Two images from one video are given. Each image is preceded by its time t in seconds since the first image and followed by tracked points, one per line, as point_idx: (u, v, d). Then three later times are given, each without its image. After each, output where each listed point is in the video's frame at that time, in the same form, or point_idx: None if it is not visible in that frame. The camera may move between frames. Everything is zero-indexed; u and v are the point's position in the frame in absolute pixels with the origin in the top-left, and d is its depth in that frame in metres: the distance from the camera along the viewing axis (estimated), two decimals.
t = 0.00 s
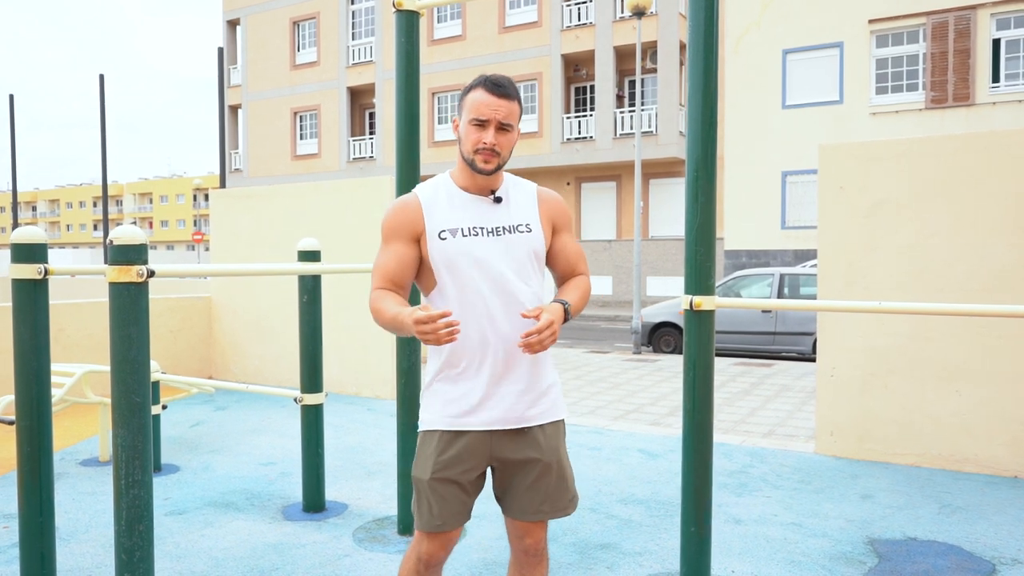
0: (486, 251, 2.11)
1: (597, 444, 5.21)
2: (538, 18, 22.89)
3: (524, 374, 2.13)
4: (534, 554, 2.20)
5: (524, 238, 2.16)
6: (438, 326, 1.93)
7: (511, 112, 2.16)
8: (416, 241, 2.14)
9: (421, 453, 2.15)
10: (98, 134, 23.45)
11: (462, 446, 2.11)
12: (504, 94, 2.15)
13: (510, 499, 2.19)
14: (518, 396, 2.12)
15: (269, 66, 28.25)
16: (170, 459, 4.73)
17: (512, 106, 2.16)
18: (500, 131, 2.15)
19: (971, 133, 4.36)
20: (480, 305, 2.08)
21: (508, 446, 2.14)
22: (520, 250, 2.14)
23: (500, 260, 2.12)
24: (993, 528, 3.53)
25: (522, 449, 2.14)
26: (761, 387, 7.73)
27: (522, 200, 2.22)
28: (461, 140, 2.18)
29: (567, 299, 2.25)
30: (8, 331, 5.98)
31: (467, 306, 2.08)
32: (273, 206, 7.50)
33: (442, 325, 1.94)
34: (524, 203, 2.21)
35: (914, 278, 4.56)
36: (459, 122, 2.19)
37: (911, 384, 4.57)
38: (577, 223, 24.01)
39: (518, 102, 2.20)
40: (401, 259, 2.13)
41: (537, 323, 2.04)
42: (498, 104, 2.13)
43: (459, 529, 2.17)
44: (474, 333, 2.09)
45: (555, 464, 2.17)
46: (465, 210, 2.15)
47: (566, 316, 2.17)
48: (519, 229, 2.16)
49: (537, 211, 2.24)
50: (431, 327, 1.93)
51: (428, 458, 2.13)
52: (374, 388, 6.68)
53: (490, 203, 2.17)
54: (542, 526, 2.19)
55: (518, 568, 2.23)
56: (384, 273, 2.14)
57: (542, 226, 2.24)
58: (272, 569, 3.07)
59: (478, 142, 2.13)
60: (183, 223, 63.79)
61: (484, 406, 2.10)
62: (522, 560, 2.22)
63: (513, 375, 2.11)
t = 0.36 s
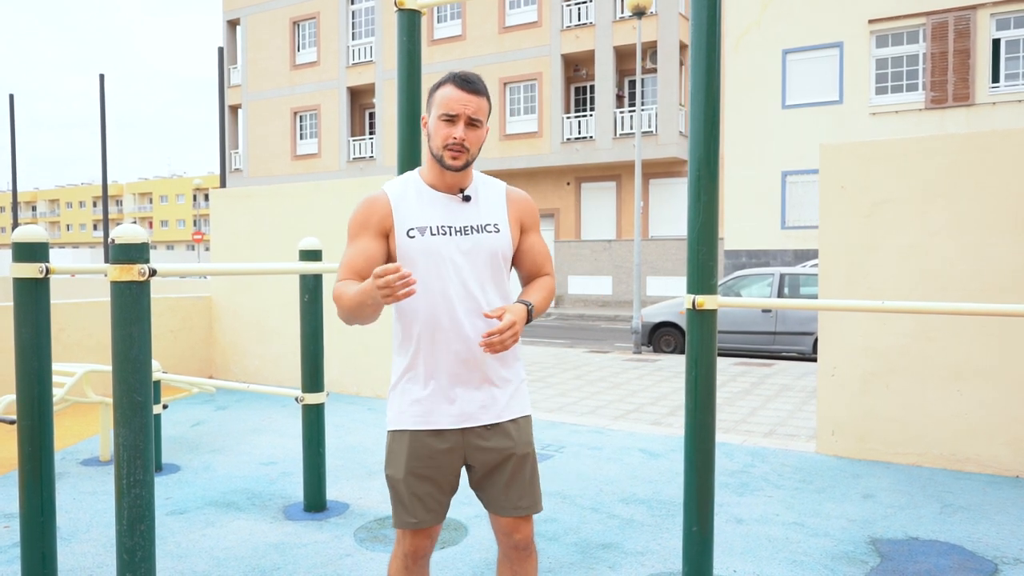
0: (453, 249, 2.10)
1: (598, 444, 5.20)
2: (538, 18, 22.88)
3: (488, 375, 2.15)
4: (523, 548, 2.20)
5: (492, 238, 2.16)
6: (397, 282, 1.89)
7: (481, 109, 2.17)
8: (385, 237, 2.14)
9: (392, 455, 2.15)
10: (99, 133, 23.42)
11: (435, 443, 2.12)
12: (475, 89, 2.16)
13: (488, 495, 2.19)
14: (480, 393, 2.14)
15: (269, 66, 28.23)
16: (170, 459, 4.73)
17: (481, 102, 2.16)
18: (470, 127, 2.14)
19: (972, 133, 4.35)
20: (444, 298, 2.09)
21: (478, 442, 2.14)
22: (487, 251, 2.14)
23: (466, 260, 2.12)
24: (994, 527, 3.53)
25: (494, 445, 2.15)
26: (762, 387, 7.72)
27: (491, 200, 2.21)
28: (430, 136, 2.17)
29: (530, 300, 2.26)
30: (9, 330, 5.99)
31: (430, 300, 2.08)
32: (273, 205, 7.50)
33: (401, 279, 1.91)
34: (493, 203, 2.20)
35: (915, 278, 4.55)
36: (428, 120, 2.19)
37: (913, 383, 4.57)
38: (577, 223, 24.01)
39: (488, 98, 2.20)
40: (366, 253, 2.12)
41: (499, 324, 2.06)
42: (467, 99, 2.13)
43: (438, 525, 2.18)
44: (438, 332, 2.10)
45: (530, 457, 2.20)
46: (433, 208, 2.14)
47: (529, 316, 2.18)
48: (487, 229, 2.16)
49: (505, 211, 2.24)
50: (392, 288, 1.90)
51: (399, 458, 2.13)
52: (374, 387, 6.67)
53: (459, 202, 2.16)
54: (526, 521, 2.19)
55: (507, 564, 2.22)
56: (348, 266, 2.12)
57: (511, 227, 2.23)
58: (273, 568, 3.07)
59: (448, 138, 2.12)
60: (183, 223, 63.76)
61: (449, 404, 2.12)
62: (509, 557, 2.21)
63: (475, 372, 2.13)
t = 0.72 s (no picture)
0: (484, 250, 2.11)
1: (598, 443, 5.20)
2: (538, 18, 22.87)
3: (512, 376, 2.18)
4: (525, 539, 2.23)
5: (519, 241, 2.19)
6: (449, 325, 1.90)
7: (513, 109, 2.16)
8: (417, 234, 2.09)
9: (406, 449, 2.15)
10: (99, 133, 23.43)
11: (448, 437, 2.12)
12: (509, 90, 2.15)
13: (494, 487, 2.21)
14: (498, 394, 2.16)
15: (269, 66, 28.23)
16: (171, 458, 4.72)
17: (515, 101, 2.16)
18: (503, 126, 2.15)
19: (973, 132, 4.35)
20: (474, 300, 2.10)
21: (490, 436, 2.16)
22: (514, 253, 2.17)
23: (495, 261, 2.13)
24: (995, 527, 3.53)
25: (504, 439, 2.17)
26: (762, 387, 7.72)
27: (517, 201, 2.24)
28: (462, 134, 2.16)
29: (547, 300, 2.31)
30: (9, 330, 5.99)
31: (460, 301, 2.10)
32: (273, 205, 7.49)
33: (448, 317, 1.91)
34: (518, 205, 2.23)
35: (916, 277, 4.55)
36: (460, 117, 2.17)
37: (913, 383, 4.56)
38: (576, 223, 24.02)
39: (519, 98, 2.20)
40: (397, 251, 2.07)
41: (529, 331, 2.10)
42: (502, 99, 2.13)
43: (445, 518, 2.18)
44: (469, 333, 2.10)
45: (537, 451, 2.23)
46: (465, 207, 2.13)
47: (551, 318, 2.24)
48: (515, 232, 2.19)
49: (528, 212, 2.27)
50: (442, 324, 1.90)
51: (412, 454, 2.14)
52: (375, 387, 6.67)
53: (488, 202, 2.17)
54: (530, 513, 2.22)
55: (508, 557, 2.23)
56: (377, 262, 2.07)
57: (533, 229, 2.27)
58: (275, 567, 3.07)
59: (482, 138, 2.12)
60: (182, 223, 63.76)
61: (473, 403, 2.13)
62: (509, 549, 2.23)
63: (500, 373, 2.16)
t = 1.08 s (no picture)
0: (501, 252, 2.13)
1: (598, 443, 5.20)
2: (538, 18, 22.87)
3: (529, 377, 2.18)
4: (535, 539, 2.26)
5: (538, 243, 2.19)
6: (455, 314, 1.93)
7: (538, 118, 2.15)
8: (435, 236, 2.13)
9: (425, 446, 2.15)
10: (98, 134, 23.42)
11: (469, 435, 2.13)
12: (534, 98, 2.14)
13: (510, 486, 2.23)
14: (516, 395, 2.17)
15: (269, 66, 28.23)
16: (171, 458, 4.73)
17: (539, 110, 2.15)
18: (525, 135, 2.14)
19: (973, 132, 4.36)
20: (491, 301, 2.11)
21: (512, 435, 2.17)
22: (533, 256, 2.17)
23: (514, 263, 2.14)
24: (995, 526, 3.54)
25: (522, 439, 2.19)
26: (761, 387, 7.73)
27: (539, 204, 2.24)
28: (484, 140, 2.16)
29: (575, 303, 2.31)
30: (9, 330, 5.98)
31: (479, 300, 2.10)
32: (273, 205, 7.49)
33: (456, 307, 1.94)
34: (540, 208, 2.24)
35: (916, 277, 4.56)
36: (484, 123, 2.17)
37: (913, 383, 4.57)
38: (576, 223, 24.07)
39: (544, 105, 2.18)
40: (415, 252, 2.12)
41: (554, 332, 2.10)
42: (525, 108, 2.12)
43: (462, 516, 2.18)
44: (486, 333, 2.11)
45: (554, 453, 2.25)
46: (484, 210, 2.15)
47: (578, 320, 2.24)
48: (534, 234, 2.19)
49: (551, 215, 2.28)
50: (447, 315, 1.93)
51: (431, 451, 2.14)
52: (375, 387, 6.68)
53: (509, 206, 2.18)
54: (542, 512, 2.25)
55: (517, 556, 2.26)
56: (395, 260, 2.12)
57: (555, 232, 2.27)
58: (276, 567, 3.08)
59: (503, 146, 2.12)
60: (182, 223, 63.78)
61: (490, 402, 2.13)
62: (519, 547, 2.25)
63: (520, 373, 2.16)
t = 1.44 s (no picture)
0: (476, 247, 2.13)
1: (597, 443, 5.22)
2: (538, 19, 22.89)
3: (511, 373, 2.16)
4: (518, 536, 2.29)
5: (516, 237, 2.18)
6: (427, 289, 1.93)
7: (506, 115, 2.17)
8: (412, 237, 2.19)
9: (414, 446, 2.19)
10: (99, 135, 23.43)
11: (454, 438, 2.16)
12: (500, 96, 2.16)
13: (498, 494, 2.22)
14: (498, 392, 2.15)
15: (269, 67, 28.24)
16: (172, 459, 4.75)
17: (506, 108, 2.16)
18: (494, 132, 2.16)
19: (971, 133, 4.38)
20: (467, 296, 2.12)
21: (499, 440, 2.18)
22: (510, 249, 2.16)
23: (491, 258, 2.13)
24: (992, 526, 3.55)
25: (509, 446, 2.19)
26: (761, 387, 7.75)
27: (517, 199, 2.23)
28: (457, 140, 2.20)
29: (557, 297, 2.25)
30: (12, 331, 6.01)
31: (457, 294, 2.11)
32: (274, 206, 7.50)
33: (430, 288, 1.95)
34: (519, 203, 2.23)
35: (915, 277, 4.58)
36: (455, 125, 2.21)
37: (912, 383, 4.58)
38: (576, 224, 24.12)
39: (513, 104, 2.20)
40: (395, 254, 2.17)
41: (521, 317, 2.05)
42: (492, 106, 2.14)
43: (450, 515, 2.22)
44: (464, 329, 2.12)
45: (544, 458, 2.23)
46: (459, 207, 2.17)
47: (554, 312, 2.18)
48: (512, 228, 2.18)
49: (532, 211, 2.26)
50: (422, 297, 1.94)
51: (420, 453, 2.17)
52: (375, 388, 6.70)
53: (486, 202, 2.19)
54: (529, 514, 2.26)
55: (502, 551, 2.31)
56: (377, 265, 2.18)
57: (537, 226, 2.25)
58: (276, 566, 3.09)
59: (472, 144, 2.14)
60: (182, 223, 63.81)
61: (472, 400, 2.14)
62: (505, 543, 2.30)
63: (500, 368, 2.15)
